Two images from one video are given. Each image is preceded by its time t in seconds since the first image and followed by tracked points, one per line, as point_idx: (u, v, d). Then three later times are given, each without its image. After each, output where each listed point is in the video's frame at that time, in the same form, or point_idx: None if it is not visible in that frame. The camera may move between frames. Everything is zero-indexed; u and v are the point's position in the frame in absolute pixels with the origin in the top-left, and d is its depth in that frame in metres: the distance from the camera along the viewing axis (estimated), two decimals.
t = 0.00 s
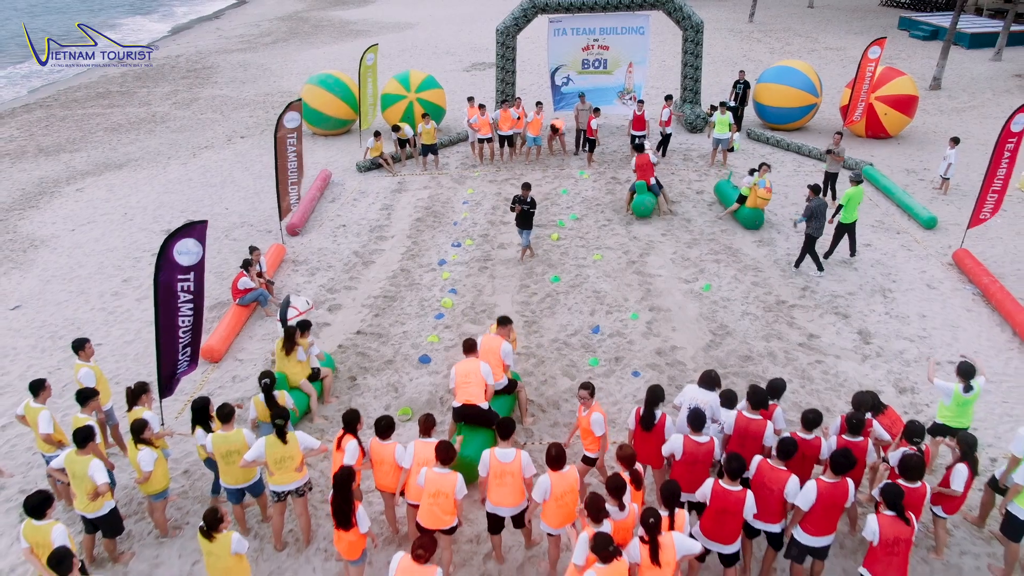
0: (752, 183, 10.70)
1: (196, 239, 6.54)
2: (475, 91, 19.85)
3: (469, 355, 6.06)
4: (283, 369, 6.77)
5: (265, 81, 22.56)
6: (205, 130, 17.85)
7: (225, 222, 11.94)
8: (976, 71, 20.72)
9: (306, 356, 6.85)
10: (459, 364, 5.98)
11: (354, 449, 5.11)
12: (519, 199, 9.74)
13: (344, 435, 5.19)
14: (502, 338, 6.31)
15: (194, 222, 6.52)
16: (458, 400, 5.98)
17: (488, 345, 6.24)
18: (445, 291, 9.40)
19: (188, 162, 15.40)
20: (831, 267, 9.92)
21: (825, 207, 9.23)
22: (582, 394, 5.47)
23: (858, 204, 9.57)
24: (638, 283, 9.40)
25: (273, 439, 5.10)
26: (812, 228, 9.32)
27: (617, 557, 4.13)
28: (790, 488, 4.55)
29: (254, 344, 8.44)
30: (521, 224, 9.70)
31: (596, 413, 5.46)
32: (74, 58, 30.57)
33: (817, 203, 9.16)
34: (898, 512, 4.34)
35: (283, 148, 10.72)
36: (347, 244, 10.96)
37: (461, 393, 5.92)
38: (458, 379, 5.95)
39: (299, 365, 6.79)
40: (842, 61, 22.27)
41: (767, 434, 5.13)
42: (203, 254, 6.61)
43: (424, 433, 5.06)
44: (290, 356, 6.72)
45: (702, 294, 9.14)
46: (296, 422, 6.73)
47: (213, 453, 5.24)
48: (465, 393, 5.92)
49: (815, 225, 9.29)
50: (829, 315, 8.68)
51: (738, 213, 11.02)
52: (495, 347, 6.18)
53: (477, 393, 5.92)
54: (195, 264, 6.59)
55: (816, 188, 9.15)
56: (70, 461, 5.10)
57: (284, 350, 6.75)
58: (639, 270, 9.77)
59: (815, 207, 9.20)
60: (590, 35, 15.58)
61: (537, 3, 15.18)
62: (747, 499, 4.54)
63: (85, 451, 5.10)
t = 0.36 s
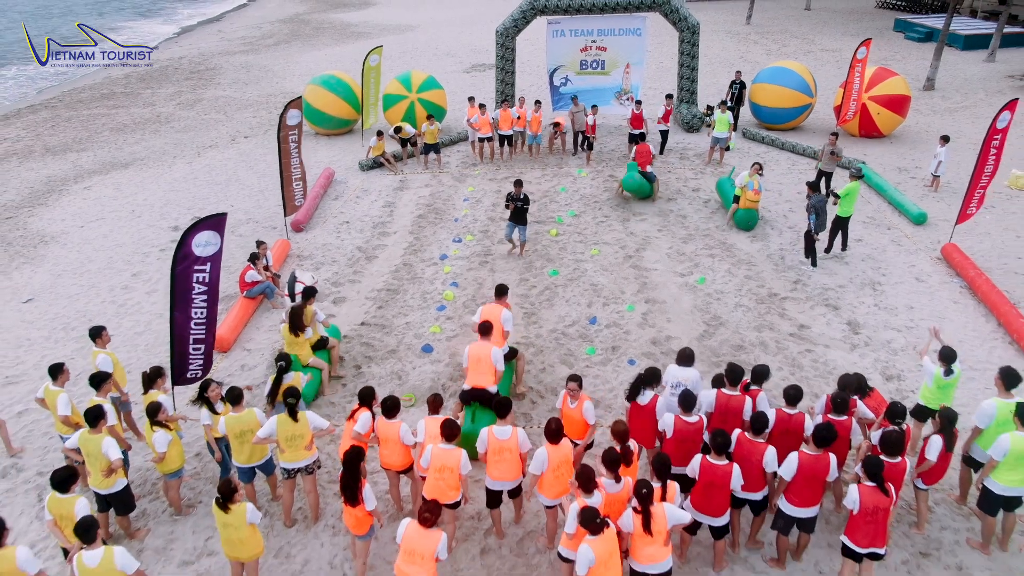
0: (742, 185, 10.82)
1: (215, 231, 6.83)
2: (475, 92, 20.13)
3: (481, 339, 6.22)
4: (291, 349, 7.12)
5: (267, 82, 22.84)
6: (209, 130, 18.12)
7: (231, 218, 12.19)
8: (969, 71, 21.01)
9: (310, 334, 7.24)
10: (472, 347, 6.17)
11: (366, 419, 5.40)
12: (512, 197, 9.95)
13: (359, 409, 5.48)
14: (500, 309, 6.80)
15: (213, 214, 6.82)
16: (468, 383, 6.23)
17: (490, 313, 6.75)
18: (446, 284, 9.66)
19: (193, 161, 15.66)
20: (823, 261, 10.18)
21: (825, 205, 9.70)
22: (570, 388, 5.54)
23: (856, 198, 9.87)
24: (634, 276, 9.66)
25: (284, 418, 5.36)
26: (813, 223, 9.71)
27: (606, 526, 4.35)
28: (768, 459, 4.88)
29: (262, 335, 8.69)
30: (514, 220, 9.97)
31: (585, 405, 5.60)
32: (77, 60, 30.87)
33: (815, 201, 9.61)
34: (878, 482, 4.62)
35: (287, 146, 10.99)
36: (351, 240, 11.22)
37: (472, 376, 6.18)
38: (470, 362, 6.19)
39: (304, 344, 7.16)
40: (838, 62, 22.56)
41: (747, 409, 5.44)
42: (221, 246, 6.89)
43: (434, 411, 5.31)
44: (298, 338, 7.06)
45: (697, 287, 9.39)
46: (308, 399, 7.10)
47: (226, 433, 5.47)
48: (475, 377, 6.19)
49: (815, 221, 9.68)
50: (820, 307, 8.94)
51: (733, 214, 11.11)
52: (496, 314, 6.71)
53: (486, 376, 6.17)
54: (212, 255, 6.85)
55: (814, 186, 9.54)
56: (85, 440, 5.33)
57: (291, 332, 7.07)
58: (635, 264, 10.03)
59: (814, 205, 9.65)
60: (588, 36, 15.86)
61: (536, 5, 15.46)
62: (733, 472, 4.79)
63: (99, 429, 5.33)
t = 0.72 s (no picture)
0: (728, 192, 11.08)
1: (221, 225, 7.05)
2: (475, 96, 20.38)
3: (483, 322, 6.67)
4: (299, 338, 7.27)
5: (269, 86, 23.11)
6: (213, 133, 18.36)
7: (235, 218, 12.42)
8: (963, 75, 21.29)
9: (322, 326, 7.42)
10: (474, 330, 6.61)
11: (372, 405, 5.64)
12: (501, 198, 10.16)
13: (366, 395, 5.73)
14: (501, 297, 7.12)
15: (220, 208, 7.05)
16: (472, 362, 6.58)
17: (490, 297, 7.14)
18: (448, 281, 9.88)
19: (197, 163, 15.89)
20: (816, 259, 10.39)
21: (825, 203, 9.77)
22: (556, 375, 5.63)
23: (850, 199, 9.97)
24: (631, 274, 9.87)
25: (292, 403, 5.57)
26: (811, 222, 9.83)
27: (599, 505, 4.52)
28: (757, 437, 5.14)
29: (267, 330, 8.89)
30: (504, 220, 10.17)
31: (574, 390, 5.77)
32: (79, 65, 31.17)
33: (815, 200, 9.70)
34: (862, 463, 4.82)
35: (292, 146, 11.21)
36: (353, 239, 11.44)
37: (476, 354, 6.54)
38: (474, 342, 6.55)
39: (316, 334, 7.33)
40: (834, 66, 22.84)
41: (728, 394, 5.67)
42: (226, 239, 7.11)
43: (430, 400, 5.50)
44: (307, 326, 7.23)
45: (692, 284, 9.60)
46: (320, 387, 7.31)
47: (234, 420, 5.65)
48: (478, 355, 6.54)
49: (813, 220, 9.79)
50: (812, 302, 9.15)
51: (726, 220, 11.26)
52: (496, 297, 7.10)
53: (488, 354, 6.54)
54: (218, 248, 7.07)
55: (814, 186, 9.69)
56: (90, 427, 5.52)
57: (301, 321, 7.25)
58: (632, 262, 10.24)
59: (814, 204, 9.74)
60: (587, 40, 16.10)
61: (536, 10, 15.71)
62: (723, 455, 4.99)
63: (102, 417, 5.51)
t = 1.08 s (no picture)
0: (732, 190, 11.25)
1: (229, 225, 7.31)
2: (475, 102, 20.68)
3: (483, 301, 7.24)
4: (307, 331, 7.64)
5: (272, 93, 23.42)
6: (216, 139, 18.63)
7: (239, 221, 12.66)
8: (956, 82, 21.60)
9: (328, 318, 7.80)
10: (476, 309, 7.20)
11: (373, 394, 5.84)
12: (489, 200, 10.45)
13: (366, 384, 5.91)
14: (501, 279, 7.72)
15: (228, 209, 7.31)
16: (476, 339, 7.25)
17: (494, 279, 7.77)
18: (448, 280, 10.12)
19: (201, 168, 16.15)
20: (808, 260, 10.62)
21: (819, 202, 10.11)
22: (543, 366, 5.78)
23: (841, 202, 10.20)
24: (626, 274, 10.11)
25: (301, 393, 5.79)
26: (805, 219, 10.19)
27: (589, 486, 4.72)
28: (749, 424, 5.34)
29: (272, 327, 9.12)
30: (493, 221, 10.45)
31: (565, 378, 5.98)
32: (83, 72, 31.49)
33: (810, 198, 10.04)
34: (844, 447, 5.04)
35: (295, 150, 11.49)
36: (355, 241, 11.68)
37: (479, 331, 7.21)
38: (476, 320, 7.19)
39: (326, 326, 7.75)
40: (829, 73, 23.17)
41: (714, 382, 5.90)
42: (233, 239, 7.37)
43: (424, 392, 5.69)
44: (314, 320, 7.58)
45: (686, 283, 9.84)
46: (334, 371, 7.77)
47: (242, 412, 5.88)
48: (481, 333, 7.21)
49: (809, 217, 10.15)
50: (803, 301, 9.38)
51: (725, 219, 11.44)
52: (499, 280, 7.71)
53: (491, 332, 7.23)
54: (226, 247, 7.33)
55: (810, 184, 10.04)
56: (98, 415, 5.73)
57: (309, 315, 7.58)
58: (628, 263, 10.48)
59: (809, 201, 10.09)
60: (584, 47, 16.41)
61: (534, 17, 15.97)
62: (711, 440, 5.21)
63: (110, 405, 5.73)
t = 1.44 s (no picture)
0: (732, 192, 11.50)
1: (237, 225, 7.54)
2: (475, 110, 21.01)
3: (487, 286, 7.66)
4: (311, 320, 7.97)
5: (274, 102, 23.75)
6: (220, 147, 18.91)
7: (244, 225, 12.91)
8: (949, 91, 21.94)
9: (331, 306, 8.12)
10: (480, 292, 7.63)
11: (372, 388, 6.11)
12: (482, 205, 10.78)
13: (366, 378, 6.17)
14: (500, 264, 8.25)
15: (237, 210, 7.54)
16: (481, 321, 7.72)
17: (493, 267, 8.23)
18: (449, 283, 10.36)
19: (205, 175, 16.42)
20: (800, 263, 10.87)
21: (813, 205, 10.35)
22: (540, 360, 6.00)
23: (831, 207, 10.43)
24: (623, 276, 10.34)
25: (306, 388, 5.99)
26: (799, 222, 10.41)
27: (581, 472, 4.93)
28: (741, 414, 5.57)
29: (276, 328, 9.34)
30: (487, 224, 10.81)
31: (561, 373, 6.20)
32: (87, 82, 31.86)
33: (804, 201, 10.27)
34: (830, 436, 5.25)
35: (299, 156, 11.75)
36: (357, 245, 11.93)
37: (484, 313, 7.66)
38: (481, 302, 7.61)
39: (327, 315, 8.04)
40: (823, 83, 23.52)
41: (707, 376, 6.10)
42: (242, 239, 7.60)
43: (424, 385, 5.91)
44: (320, 309, 7.93)
45: (681, 285, 10.07)
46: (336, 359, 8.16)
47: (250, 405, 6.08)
48: (486, 315, 7.68)
49: (804, 221, 10.38)
50: (795, 302, 9.61)
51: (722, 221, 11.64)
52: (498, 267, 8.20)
53: (495, 314, 7.67)
54: (234, 247, 7.55)
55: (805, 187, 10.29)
56: (115, 407, 5.97)
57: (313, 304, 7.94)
58: (624, 266, 10.72)
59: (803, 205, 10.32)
60: (582, 57, 16.70)
61: (533, 27, 16.25)
62: (699, 430, 5.43)
63: (126, 397, 5.96)
